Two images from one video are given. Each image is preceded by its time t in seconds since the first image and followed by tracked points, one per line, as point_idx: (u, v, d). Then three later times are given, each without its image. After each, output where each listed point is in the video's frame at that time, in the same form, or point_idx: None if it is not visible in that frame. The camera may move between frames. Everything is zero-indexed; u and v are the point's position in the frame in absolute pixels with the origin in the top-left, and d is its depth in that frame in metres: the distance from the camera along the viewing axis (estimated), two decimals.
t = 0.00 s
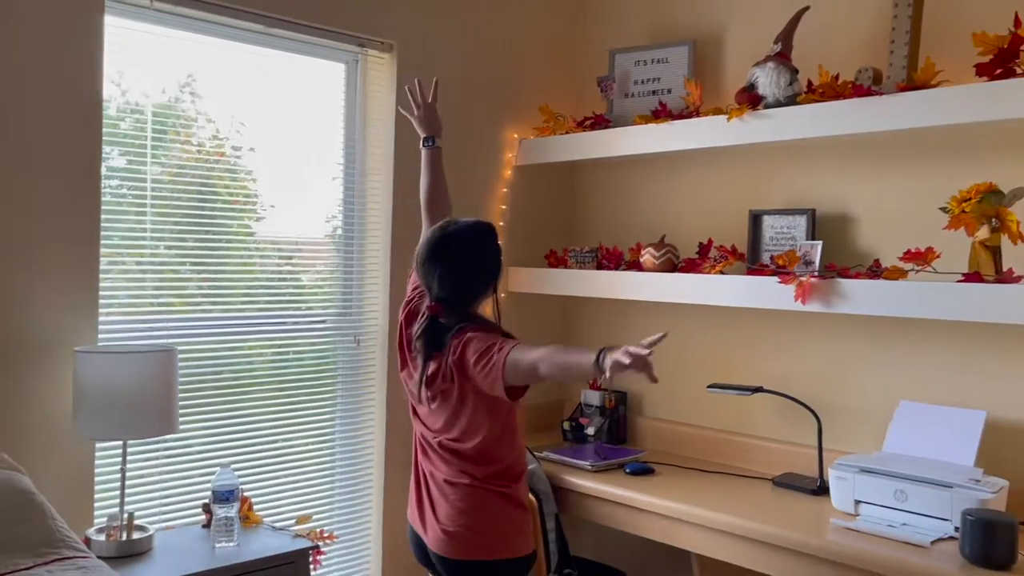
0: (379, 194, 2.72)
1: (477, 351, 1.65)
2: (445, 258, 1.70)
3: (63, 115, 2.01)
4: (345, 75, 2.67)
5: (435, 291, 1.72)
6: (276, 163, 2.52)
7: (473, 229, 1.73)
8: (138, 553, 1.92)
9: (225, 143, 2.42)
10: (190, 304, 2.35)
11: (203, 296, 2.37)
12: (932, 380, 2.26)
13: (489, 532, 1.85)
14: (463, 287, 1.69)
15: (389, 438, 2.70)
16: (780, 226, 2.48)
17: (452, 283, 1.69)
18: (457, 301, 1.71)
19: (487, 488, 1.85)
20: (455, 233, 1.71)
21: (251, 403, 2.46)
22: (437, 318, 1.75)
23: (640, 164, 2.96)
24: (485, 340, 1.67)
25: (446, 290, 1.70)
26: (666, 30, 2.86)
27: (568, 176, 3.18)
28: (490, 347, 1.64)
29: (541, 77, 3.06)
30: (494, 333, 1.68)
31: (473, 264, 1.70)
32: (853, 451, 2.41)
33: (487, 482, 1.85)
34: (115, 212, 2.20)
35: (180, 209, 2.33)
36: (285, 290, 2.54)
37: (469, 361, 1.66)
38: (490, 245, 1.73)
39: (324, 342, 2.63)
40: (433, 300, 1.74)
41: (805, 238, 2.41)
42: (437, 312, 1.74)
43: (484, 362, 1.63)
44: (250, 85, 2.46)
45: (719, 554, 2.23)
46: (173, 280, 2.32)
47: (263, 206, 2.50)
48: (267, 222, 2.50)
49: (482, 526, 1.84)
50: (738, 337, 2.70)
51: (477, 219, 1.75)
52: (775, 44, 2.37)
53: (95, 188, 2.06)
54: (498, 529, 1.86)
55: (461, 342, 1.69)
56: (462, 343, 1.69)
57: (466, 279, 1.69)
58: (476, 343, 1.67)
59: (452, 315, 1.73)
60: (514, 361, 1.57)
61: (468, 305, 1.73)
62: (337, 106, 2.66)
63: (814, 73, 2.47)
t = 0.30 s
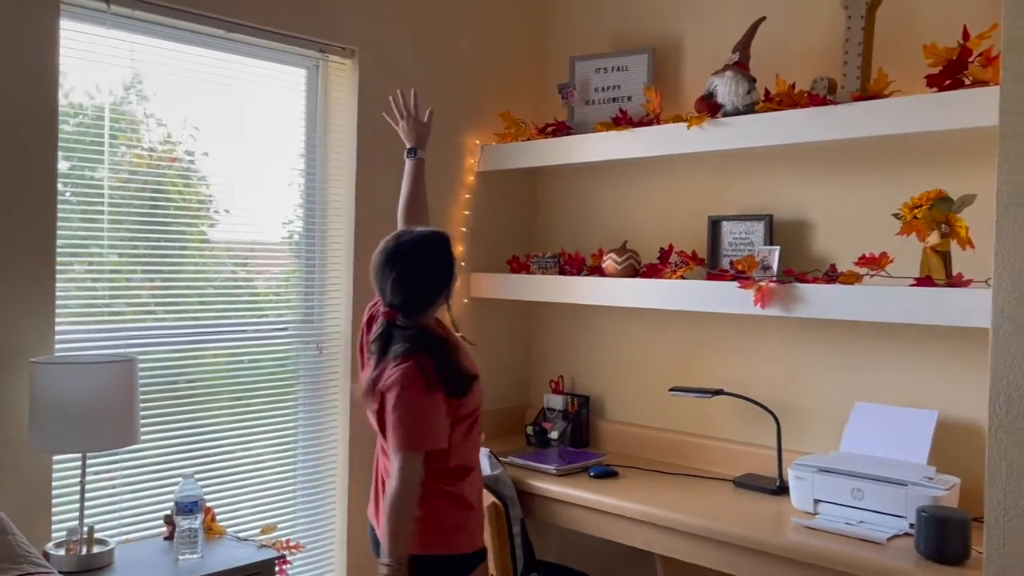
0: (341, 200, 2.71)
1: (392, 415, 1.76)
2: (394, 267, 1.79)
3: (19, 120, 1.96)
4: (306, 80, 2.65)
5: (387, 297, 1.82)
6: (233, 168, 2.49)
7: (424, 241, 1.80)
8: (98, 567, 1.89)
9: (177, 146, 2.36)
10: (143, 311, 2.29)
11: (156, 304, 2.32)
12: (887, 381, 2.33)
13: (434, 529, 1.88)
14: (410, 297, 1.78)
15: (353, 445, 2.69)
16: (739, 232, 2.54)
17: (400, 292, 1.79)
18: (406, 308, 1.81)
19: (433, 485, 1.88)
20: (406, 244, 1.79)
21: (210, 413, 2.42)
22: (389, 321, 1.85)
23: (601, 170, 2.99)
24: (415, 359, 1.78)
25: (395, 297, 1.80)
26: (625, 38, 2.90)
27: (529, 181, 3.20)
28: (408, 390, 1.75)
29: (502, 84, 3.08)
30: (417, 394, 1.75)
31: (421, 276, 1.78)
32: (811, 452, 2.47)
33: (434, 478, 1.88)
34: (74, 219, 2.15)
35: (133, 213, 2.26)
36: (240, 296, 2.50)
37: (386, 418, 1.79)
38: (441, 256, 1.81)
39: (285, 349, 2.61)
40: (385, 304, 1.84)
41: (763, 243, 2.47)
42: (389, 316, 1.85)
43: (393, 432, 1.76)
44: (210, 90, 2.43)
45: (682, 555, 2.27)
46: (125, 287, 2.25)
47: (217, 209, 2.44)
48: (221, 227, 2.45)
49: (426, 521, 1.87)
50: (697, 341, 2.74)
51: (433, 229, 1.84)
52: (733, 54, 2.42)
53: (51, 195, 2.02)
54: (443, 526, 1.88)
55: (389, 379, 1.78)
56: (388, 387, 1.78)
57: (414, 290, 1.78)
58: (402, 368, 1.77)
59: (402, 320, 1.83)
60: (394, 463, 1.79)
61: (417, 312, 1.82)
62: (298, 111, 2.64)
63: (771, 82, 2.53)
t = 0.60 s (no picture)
0: (316, 203, 2.70)
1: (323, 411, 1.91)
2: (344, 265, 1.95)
3: None
4: (278, 82, 2.64)
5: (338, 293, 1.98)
6: (206, 170, 2.47)
7: (376, 243, 1.96)
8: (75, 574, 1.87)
9: (142, 146, 2.32)
10: (110, 315, 2.25)
11: (121, 305, 2.27)
12: (855, 379, 2.38)
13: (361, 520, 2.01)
14: (357, 294, 1.94)
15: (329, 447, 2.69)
16: (710, 234, 2.58)
17: (348, 288, 1.94)
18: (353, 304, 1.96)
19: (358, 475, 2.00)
20: (358, 244, 1.94)
21: (184, 416, 2.40)
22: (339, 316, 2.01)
23: (573, 173, 3.02)
24: (350, 354, 1.93)
25: (344, 293, 1.95)
26: (597, 42, 2.93)
27: (502, 184, 3.22)
28: (337, 384, 1.91)
29: (475, 86, 3.10)
30: (345, 391, 1.90)
31: (371, 277, 1.93)
32: (783, 449, 2.52)
33: (362, 468, 2.00)
34: (45, 223, 2.12)
35: (99, 214, 2.22)
36: (213, 298, 2.48)
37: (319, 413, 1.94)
38: (390, 259, 1.97)
39: (260, 351, 2.60)
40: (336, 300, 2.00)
41: (735, 244, 2.51)
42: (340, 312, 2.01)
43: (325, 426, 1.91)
44: (181, 91, 2.41)
45: (658, 552, 2.30)
46: (92, 289, 2.21)
47: (185, 210, 2.41)
48: (188, 226, 2.42)
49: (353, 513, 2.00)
50: (670, 341, 2.78)
51: (389, 234, 1.99)
52: (705, 59, 2.46)
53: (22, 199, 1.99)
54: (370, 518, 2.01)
55: (325, 372, 1.94)
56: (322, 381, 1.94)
57: (361, 287, 1.93)
58: (337, 362, 1.93)
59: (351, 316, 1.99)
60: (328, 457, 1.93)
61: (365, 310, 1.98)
62: (271, 114, 2.63)
63: (742, 86, 2.58)
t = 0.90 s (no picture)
0: (296, 212, 2.69)
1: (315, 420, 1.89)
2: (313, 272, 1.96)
3: None
4: (257, 90, 2.62)
5: (307, 299, 1.98)
6: (183, 179, 2.45)
7: (346, 247, 1.99)
8: None
9: (113, 152, 2.28)
10: (81, 324, 2.21)
11: (92, 314, 2.24)
12: (834, 384, 2.42)
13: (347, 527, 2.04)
14: (327, 298, 1.95)
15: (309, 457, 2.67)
16: (690, 241, 2.60)
17: (318, 293, 1.95)
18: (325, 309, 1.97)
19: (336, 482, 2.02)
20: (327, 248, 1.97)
21: (163, 427, 2.38)
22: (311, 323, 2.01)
23: (553, 181, 3.03)
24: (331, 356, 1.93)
25: (317, 298, 1.96)
26: (577, 51, 2.95)
27: (482, 192, 3.23)
28: (322, 387, 1.90)
29: (454, 94, 3.10)
30: (330, 394, 1.90)
31: (336, 279, 1.95)
32: (763, 454, 2.55)
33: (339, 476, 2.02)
34: (18, 234, 2.10)
35: (73, 224, 2.20)
36: (186, 306, 2.44)
37: (306, 424, 1.91)
38: (356, 262, 1.99)
39: (237, 360, 2.57)
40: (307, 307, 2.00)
41: (714, 252, 2.54)
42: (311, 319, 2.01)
43: (321, 436, 1.89)
44: (158, 100, 2.39)
45: (641, 559, 2.32)
46: (58, 296, 2.17)
47: (158, 218, 2.38)
48: (162, 233, 2.39)
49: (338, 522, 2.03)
50: (650, 348, 2.80)
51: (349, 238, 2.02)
52: (684, 69, 2.48)
53: None
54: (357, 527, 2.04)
55: (307, 377, 1.92)
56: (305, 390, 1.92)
57: (332, 289, 1.95)
58: (314, 366, 1.92)
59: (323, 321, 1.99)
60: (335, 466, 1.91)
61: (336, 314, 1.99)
62: (250, 122, 2.61)
63: (721, 95, 2.60)
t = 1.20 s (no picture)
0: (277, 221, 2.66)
1: (334, 432, 1.91)
2: (306, 279, 1.95)
3: None
4: (236, 98, 2.59)
5: (293, 309, 1.97)
6: (159, 187, 2.41)
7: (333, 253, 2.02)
8: None
9: (83, 160, 2.23)
10: (47, 334, 2.15)
11: (62, 325, 2.18)
12: (817, 392, 2.43)
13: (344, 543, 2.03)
14: (315, 307, 1.96)
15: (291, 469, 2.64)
16: (672, 249, 2.61)
17: (316, 300, 1.95)
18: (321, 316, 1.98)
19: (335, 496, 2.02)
20: (315, 253, 1.98)
21: (140, 441, 2.33)
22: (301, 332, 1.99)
23: (535, 189, 3.03)
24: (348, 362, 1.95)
25: (314, 304, 1.96)
26: (558, 60, 2.95)
27: (463, 200, 3.22)
28: (344, 396, 1.92)
29: (434, 103, 3.09)
30: (350, 403, 1.92)
31: (322, 287, 1.96)
32: (747, 462, 2.56)
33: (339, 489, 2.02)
34: None
35: (44, 234, 2.15)
36: (156, 317, 2.38)
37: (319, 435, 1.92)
38: (337, 270, 2.00)
39: (216, 371, 2.53)
40: (297, 316, 1.98)
41: (697, 260, 2.55)
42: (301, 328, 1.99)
43: (337, 447, 1.91)
44: (134, 107, 2.35)
45: (628, 568, 2.31)
46: (23, 309, 2.11)
47: (129, 226, 2.33)
48: (134, 242, 2.34)
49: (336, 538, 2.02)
50: (633, 356, 2.80)
51: (328, 246, 2.03)
52: (666, 78, 2.49)
53: None
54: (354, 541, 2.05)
55: (326, 388, 1.92)
56: (320, 400, 1.92)
57: (321, 297, 1.96)
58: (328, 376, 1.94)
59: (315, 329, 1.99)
60: (339, 478, 1.92)
61: (326, 321, 2.00)
62: (229, 130, 2.58)
63: (703, 105, 2.62)
